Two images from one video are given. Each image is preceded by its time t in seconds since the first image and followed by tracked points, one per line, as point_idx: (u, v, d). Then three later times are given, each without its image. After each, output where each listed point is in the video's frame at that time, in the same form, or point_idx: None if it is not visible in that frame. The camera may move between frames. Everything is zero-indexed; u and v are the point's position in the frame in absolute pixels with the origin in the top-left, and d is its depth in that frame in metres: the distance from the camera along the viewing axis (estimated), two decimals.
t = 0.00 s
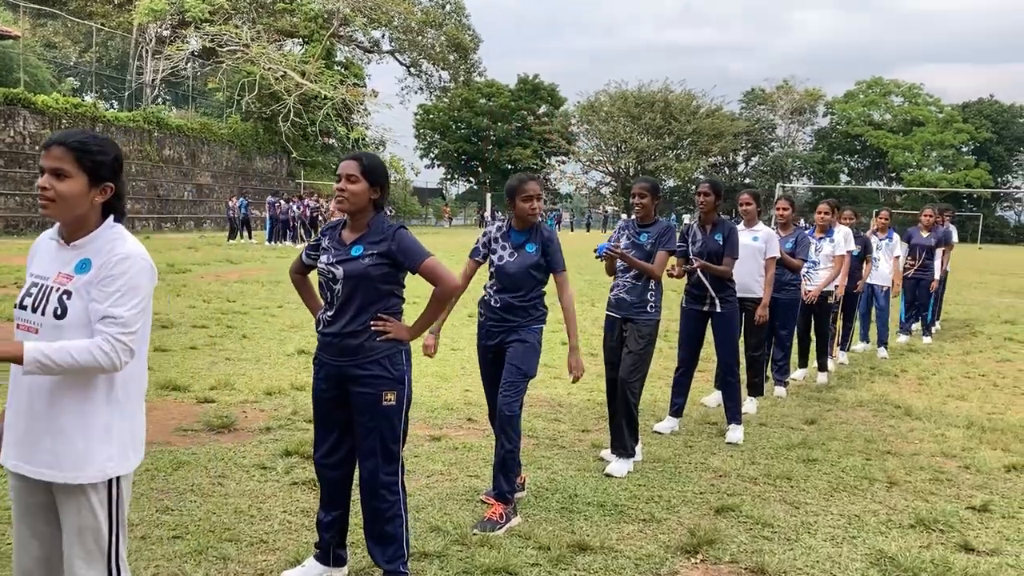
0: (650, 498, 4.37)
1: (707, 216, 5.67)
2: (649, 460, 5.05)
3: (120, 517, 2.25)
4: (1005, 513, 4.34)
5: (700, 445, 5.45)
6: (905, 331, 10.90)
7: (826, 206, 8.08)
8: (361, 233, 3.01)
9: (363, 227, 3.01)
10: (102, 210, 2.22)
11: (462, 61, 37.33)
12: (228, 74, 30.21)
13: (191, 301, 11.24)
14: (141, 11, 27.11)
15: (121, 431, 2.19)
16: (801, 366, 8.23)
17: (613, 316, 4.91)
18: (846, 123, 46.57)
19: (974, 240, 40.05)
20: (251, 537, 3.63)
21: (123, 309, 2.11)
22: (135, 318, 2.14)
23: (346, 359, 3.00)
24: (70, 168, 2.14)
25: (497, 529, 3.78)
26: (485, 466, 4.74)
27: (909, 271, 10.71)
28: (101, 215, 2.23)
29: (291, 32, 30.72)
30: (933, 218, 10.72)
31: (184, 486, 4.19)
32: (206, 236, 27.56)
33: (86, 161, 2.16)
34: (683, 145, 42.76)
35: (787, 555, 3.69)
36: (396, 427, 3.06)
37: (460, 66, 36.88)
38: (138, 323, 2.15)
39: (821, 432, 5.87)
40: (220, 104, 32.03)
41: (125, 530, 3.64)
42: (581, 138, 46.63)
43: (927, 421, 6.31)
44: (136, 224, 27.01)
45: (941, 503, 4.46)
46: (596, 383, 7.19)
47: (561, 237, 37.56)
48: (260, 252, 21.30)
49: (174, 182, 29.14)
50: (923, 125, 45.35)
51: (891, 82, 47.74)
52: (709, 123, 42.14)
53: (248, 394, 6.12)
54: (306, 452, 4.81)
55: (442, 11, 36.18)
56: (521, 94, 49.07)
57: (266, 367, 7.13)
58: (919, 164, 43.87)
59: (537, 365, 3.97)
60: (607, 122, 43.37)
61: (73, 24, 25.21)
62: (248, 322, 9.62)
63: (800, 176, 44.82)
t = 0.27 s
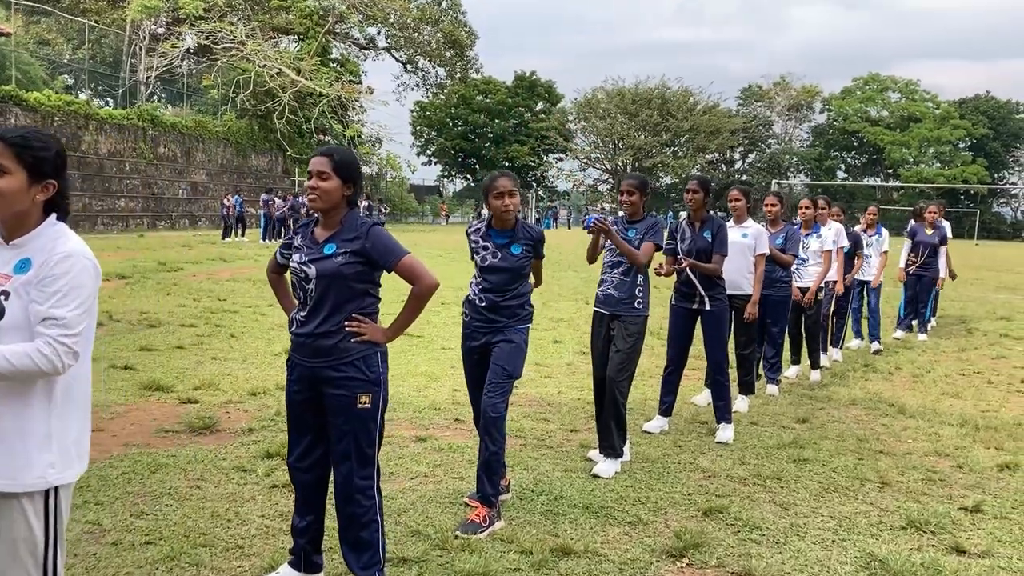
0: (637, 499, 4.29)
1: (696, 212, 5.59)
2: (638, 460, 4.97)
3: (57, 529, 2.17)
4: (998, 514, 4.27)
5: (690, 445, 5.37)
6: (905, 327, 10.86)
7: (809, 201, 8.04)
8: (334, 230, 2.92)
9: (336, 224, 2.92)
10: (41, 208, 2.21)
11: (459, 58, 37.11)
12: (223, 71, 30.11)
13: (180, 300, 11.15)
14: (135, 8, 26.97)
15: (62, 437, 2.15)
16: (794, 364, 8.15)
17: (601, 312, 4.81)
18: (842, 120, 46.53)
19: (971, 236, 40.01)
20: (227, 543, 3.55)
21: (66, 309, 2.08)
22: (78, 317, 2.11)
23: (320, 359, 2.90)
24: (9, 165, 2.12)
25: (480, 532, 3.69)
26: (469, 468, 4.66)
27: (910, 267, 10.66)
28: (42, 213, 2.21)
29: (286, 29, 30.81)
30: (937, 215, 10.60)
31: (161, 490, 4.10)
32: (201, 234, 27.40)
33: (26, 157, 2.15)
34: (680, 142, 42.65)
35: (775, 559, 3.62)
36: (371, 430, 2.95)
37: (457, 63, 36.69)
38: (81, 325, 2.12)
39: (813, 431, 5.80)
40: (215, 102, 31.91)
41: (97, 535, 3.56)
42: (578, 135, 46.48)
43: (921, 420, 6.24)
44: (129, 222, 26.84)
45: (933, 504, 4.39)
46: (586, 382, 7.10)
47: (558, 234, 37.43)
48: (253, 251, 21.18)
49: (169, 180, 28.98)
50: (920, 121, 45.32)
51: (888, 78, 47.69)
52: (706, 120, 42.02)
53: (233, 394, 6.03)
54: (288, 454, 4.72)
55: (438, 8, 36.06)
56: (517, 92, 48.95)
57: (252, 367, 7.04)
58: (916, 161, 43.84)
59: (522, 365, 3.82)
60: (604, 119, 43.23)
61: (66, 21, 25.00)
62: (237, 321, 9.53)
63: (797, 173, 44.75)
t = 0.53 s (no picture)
0: (622, 501, 4.20)
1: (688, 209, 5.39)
2: (626, 460, 4.88)
3: None
4: (991, 515, 4.19)
5: (680, 444, 5.29)
6: (903, 322, 10.78)
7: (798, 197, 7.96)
8: (303, 231, 2.82)
9: (304, 224, 2.82)
10: None
11: (457, 56, 36.93)
12: (220, 69, 30.10)
13: (172, 298, 11.06)
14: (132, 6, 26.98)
15: (3, 447, 2.12)
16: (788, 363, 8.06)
17: (587, 305, 4.70)
18: (842, 116, 46.48)
19: (970, 232, 39.96)
20: (200, 548, 3.47)
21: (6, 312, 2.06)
22: (21, 322, 2.09)
23: (290, 361, 2.80)
24: None
25: (461, 536, 3.59)
26: (453, 469, 4.58)
27: (909, 263, 10.51)
28: None
29: (284, 27, 30.96)
30: (935, 211, 10.49)
31: (136, 493, 4.02)
32: (199, 233, 27.37)
33: None
34: (679, 139, 42.61)
35: (762, 563, 3.54)
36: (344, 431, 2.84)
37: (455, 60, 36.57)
38: (23, 328, 2.10)
39: (805, 430, 5.71)
40: (212, 100, 31.86)
41: (67, 540, 3.48)
42: (576, 133, 46.44)
43: (915, 418, 6.16)
44: (126, 220, 26.80)
45: (925, 505, 4.30)
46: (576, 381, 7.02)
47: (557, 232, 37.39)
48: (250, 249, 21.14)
49: (166, 178, 28.97)
50: (919, 118, 45.26)
51: (887, 75, 47.65)
52: (705, 117, 41.95)
53: (217, 394, 5.95)
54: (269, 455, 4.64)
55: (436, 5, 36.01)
56: (516, 89, 48.95)
57: (239, 366, 6.95)
58: (916, 157, 43.81)
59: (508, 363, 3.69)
60: (603, 116, 43.18)
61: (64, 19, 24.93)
62: (227, 320, 9.44)
63: (796, 170, 44.71)
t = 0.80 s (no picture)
0: (602, 506, 4.11)
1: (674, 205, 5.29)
2: (609, 464, 4.79)
3: None
4: (978, 519, 4.10)
5: (664, 447, 5.20)
6: (897, 322, 10.69)
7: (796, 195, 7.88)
8: (264, 230, 2.72)
9: (263, 223, 2.72)
10: None
11: (455, 54, 36.50)
12: (217, 67, 29.95)
13: (160, 298, 10.97)
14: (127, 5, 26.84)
15: None
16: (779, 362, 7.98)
17: (567, 304, 4.67)
18: (841, 113, 46.35)
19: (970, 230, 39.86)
20: (164, 555, 3.38)
21: None
22: None
23: (254, 365, 2.71)
24: None
25: (433, 543, 3.50)
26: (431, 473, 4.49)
27: (903, 262, 10.42)
28: None
29: (281, 25, 30.88)
30: (928, 208, 10.44)
31: (103, 499, 3.93)
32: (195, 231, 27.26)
33: None
34: (678, 136, 42.45)
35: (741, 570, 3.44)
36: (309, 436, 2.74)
37: (453, 58, 36.36)
38: None
39: (793, 431, 5.63)
40: (209, 98, 31.71)
41: (27, 548, 3.39)
42: (575, 130, 46.30)
43: (906, 419, 6.06)
44: (121, 219, 26.68)
45: (912, 509, 4.21)
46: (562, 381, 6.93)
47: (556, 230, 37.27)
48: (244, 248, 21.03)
49: (161, 176, 28.86)
50: (919, 115, 45.13)
51: (887, 72, 47.53)
52: (704, 114, 41.78)
53: (197, 396, 5.85)
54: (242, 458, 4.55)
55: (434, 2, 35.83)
56: (515, 87, 48.83)
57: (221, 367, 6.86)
58: (915, 154, 43.71)
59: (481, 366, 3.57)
60: (602, 114, 43.01)
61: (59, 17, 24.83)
62: (214, 319, 9.35)
63: (795, 167, 44.57)
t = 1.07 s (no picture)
0: (582, 510, 4.03)
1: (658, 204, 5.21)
2: (593, 466, 4.72)
3: None
4: (965, 523, 4.02)
5: (650, 448, 5.13)
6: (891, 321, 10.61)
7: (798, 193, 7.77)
8: (216, 229, 2.68)
9: (214, 221, 2.68)
10: None
11: (453, 52, 36.32)
12: (213, 66, 29.85)
13: (149, 297, 10.88)
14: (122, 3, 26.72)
15: None
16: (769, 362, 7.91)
17: (546, 305, 4.60)
18: (841, 112, 46.28)
19: (969, 228, 39.80)
20: (130, 562, 3.30)
21: None
22: None
23: (207, 367, 2.67)
24: None
25: (406, 549, 3.43)
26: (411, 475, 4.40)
27: (897, 261, 10.35)
28: None
29: (277, 23, 30.84)
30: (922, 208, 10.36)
31: (71, 504, 3.84)
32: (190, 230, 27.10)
33: None
34: (677, 135, 42.31)
35: None
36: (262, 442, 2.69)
37: (451, 56, 36.17)
38: None
39: (781, 432, 5.55)
40: (205, 97, 31.59)
41: None
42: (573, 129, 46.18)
43: (896, 419, 5.98)
44: (116, 217, 26.55)
45: (898, 513, 4.13)
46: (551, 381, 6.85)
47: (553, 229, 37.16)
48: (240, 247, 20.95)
49: (156, 175, 28.66)
50: (918, 113, 45.06)
51: (886, 70, 47.46)
52: (703, 112, 41.66)
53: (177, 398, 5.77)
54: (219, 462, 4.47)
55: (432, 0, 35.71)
56: (513, 85, 48.76)
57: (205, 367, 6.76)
58: (914, 152, 43.67)
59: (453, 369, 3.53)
60: (600, 112, 42.91)
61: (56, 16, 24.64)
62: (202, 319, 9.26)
63: (794, 166, 44.47)
